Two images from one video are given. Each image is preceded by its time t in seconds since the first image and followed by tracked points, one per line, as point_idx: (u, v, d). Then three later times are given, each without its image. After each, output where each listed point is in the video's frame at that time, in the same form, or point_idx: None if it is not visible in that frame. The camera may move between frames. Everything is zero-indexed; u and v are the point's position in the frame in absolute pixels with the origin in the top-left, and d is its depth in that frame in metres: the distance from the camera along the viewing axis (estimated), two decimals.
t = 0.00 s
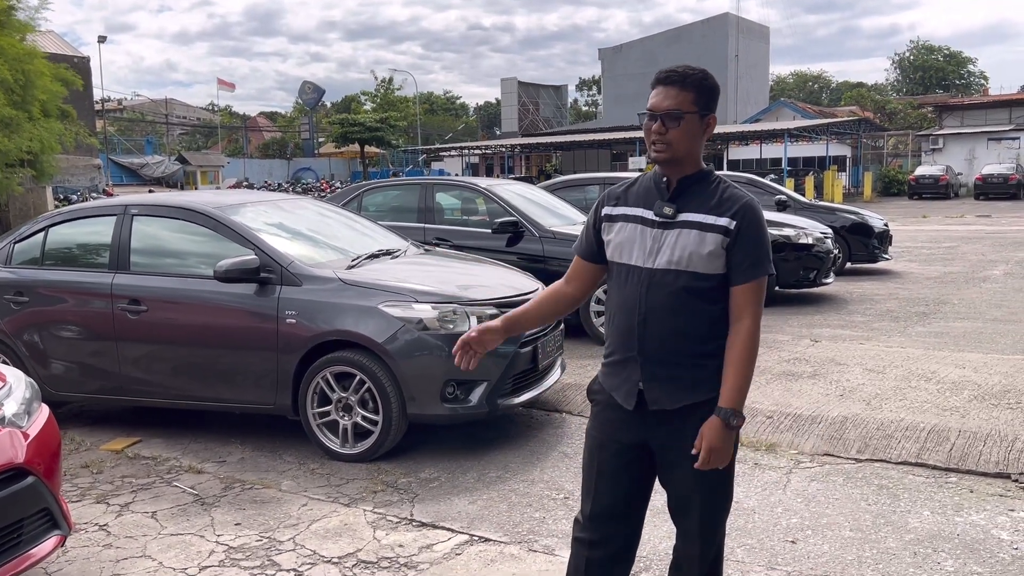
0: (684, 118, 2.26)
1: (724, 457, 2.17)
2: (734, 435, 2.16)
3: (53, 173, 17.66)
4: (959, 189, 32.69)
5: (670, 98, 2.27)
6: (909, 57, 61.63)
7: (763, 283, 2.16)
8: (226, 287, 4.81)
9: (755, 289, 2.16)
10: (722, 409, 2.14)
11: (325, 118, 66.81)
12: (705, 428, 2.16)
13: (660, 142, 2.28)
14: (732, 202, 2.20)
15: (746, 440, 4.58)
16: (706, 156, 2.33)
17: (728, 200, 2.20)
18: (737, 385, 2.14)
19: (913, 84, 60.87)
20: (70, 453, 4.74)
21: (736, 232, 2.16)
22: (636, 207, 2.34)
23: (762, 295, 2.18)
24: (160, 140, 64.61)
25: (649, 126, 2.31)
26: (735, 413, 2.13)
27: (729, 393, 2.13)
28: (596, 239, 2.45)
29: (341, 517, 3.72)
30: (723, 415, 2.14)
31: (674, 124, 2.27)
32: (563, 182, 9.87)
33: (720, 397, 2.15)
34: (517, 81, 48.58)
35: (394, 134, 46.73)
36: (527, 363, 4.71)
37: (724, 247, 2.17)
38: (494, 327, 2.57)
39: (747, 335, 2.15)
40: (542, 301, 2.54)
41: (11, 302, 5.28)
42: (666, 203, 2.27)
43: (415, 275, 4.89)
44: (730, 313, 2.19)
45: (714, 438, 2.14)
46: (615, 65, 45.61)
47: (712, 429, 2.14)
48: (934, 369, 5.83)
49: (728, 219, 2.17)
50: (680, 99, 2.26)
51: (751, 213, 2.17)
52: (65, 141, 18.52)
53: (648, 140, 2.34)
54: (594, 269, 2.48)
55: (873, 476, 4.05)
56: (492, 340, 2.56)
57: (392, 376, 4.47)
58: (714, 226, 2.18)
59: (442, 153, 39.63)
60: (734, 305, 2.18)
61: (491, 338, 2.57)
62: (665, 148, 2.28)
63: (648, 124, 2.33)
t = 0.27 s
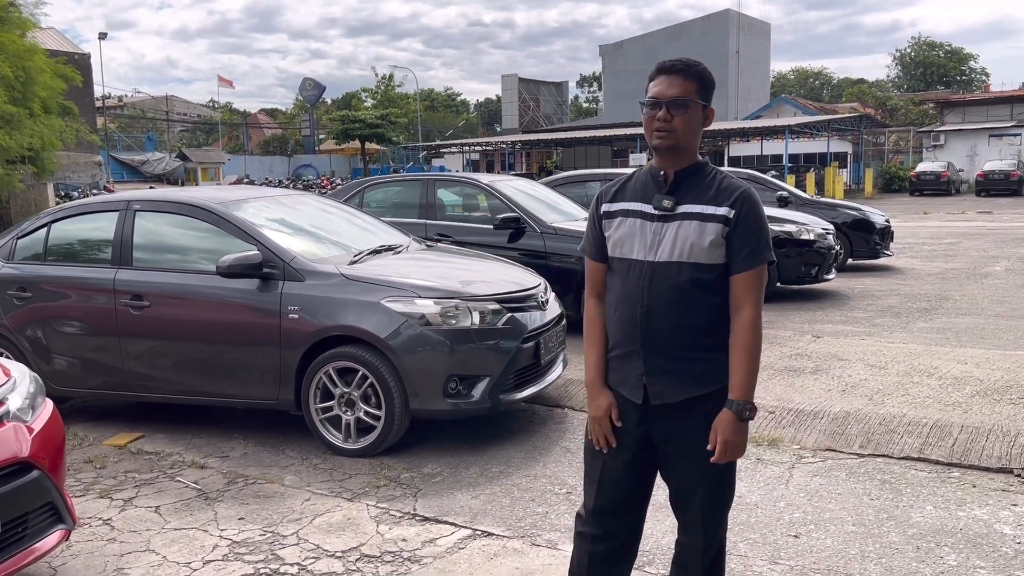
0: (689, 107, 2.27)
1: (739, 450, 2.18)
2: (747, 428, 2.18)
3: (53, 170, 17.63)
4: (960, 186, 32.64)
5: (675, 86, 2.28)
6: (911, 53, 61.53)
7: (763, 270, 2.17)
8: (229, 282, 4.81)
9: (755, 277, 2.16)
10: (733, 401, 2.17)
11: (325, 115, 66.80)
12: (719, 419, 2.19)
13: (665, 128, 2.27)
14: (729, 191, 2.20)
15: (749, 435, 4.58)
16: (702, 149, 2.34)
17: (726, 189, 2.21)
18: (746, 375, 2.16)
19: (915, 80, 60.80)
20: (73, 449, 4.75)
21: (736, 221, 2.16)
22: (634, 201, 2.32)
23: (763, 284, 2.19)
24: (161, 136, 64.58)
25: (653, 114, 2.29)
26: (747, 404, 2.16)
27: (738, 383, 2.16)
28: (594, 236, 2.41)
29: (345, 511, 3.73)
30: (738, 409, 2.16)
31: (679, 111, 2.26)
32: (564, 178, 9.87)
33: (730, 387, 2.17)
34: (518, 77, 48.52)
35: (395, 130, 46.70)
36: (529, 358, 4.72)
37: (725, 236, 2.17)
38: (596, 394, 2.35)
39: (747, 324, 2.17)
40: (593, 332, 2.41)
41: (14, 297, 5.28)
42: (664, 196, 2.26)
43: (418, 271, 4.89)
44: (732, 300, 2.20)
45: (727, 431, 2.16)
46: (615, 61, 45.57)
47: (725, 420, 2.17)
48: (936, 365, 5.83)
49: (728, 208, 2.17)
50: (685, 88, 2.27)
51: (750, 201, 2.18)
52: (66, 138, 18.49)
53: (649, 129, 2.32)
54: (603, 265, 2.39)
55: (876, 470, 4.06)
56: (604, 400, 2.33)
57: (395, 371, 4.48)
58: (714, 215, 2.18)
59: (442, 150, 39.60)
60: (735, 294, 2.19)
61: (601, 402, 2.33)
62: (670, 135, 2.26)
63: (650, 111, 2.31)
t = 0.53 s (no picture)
0: (696, 100, 2.27)
1: (783, 440, 2.28)
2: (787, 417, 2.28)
3: (54, 166, 17.61)
4: (962, 182, 32.57)
5: (685, 78, 2.27)
6: (913, 49, 61.36)
7: (769, 263, 2.18)
8: (232, 277, 4.81)
9: (764, 270, 2.19)
10: (769, 396, 2.25)
11: (326, 111, 66.72)
12: (759, 414, 2.29)
13: (673, 120, 2.26)
14: (733, 184, 2.21)
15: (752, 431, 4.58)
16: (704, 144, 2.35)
17: (730, 183, 2.21)
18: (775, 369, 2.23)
19: (917, 76, 60.64)
20: (76, 443, 4.76)
21: (742, 214, 2.17)
22: (637, 196, 2.30)
23: (772, 276, 2.21)
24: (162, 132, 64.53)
25: (661, 105, 2.28)
26: (784, 396, 2.24)
27: (770, 378, 2.23)
28: (596, 233, 2.38)
29: (348, 505, 3.74)
30: (773, 402, 2.25)
31: (687, 104, 2.27)
32: (566, 174, 9.86)
33: (763, 385, 2.24)
34: (519, 73, 48.44)
35: (396, 126, 46.64)
36: (532, 353, 4.72)
37: (731, 229, 2.18)
38: (559, 384, 2.47)
39: (766, 316, 2.21)
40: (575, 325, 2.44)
41: (18, 292, 5.29)
42: (668, 190, 2.25)
43: (421, 266, 4.89)
44: (745, 293, 2.23)
45: (769, 426, 2.27)
46: (617, 57, 45.48)
47: (766, 415, 2.26)
48: (939, 360, 5.82)
49: (733, 201, 2.17)
50: (694, 82, 2.28)
51: (755, 194, 2.19)
52: (67, 134, 18.46)
53: (655, 121, 2.31)
54: (603, 259, 2.39)
55: (879, 465, 4.06)
56: (561, 393, 2.46)
57: (398, 366, 4.48)
58: (718, 209, 2.18)
59: (444, 145, 39.54)
60: (747, 287, 2.21)
61: (560, 393, 2.46)
62: (678, 127, 2.26)
63: (658, 102, 2.30)
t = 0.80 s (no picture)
0: (707, 94, 2.27)
1: (784, 433, 2.29)
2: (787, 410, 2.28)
3: (55, 161, 17.59)
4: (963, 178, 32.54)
5: (698, 70, 2.27)
6: (915, 45, 61.26)
7: (774, 258, 2.19)
8: (234, 272, 4.81)
9: (769, 265, 2.19)
10: (772, 390, 2.25)
11: (327, 107, 66.64)
12: (761, 407, 2.28)
13: (684, 111, 2.26)
14: (738, 179, 2.21)
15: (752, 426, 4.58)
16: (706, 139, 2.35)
17: (736, 177, 2.21)
18: (777, 363, 2.24)
19: (918, 72, 60.55)
20: (78, 438, 4.76)
21: (748, 209, 2.18)
22: (641, 190, 2.29)
23: (776, 270, 2.22)
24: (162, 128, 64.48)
25: (671, 94, 2.27)
26: (787, 390, 2.25)
27: (772, 372, 2.24)
28: (600, 228, 2.37)
29: (350, 500, 3.74)
30: (778, 396, 2.25)
31: (699, 96, 2.26)
32: (567, 170, 9.85)
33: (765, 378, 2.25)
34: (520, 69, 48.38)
35: (397, 122, 46.59)
36: (533, 349, 4.72)
37: (737, 224, 2.18)
38: (569, 384, 2.44)
39: (768, 310, 2.22)
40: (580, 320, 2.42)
41: (19, 287, 5.29)
42: (673, 184, 2.25)
43: (422, 261, 4.89)
44: (748, 288, 2.23)
45: (772, 418, 2.26)
46: (618, 52, 45.41)
47: (769, 409, 2.26)
48: (940, 356, 5.82)
49: (739, 196, 2.18)
50: (707, 75, 2.28)
51: (760, 189, 2.20)
52: (67, 129, 18.44)
53: (663, 109, 2.29)
54: (605, 254, 2.37)
55: (880, 461, 4.06)
56: (575, 393, 2.43)
57: (399, 361, 4.48)
58: (725, 204, 2.18)
59: (444, 142, 39.51)
60: (752, 282, 2.21)
61: (573, 393, 2.43)
62: (687, 118, 2.26)
63: (668, 91, 2.28)
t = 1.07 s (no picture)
0: (713, 89, 2.27)
1: (773, 430, 2.22)
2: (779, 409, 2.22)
3: (53, 157, 17.54)
4: (962, 175, 32.56)
5: (704, 66, 2.27)
6: (913, 42, 61.23)
7: (777, 253, 2.19)
8: (234, 268, 4.81)
9: (772, 259, 2.19)
10: (764, 384, 2.20)
11: (325, 103, 66.55)
12: (752, 403, 2.22)
13: (691, 105, 2.25)
14: (743, 174, 2.21)
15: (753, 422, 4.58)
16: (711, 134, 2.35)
17: (740, 172, 2.21)
18: (774, 358, 2.20)
19: (916, 69, 60.52)
20: (79, 434, 4.75)
21: (753, 203, 2.18)
22: (646, 185, 2.29)
23: (779, 265, 2.22)
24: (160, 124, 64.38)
25: (678, 90, 2.27)
26: (779, 385, 2.20)
27: (766, 365, 2.20)
28: (604, 223, 2.36)
29: (351, 496, 3.74)
30: (769, 391, 2.20)
31: (705, 91, 2.26)
32: (567, 166, 9.84)
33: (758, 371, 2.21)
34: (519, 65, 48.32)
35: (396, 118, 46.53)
36: (534, 345, 4.72)
37: (742, 218, 2.18)
38: (582, 383, 2.38)
39: (769, 306, 2.20)
40: (588, 317, 2.41)
41: (19, 283, 5.28)
42: (678, 179, 2.24)
43: (423, 257, 4.88)
44: (751, 283, 2.22)
45: (762, 413, 2.20)
46: (617, 49, 45.36)
47: (761, 403, 2.20)
48: (940, 352, 5.83)
49: (744, 190, 2.17)
50: (713, 70, 2.28)
51: (764, 183, 2.19)
52: (66, 125, 18.40)
53: (669, 104, 2.29)
54: (609, 250, 2.37)
55: (881, 456, 4.06)
56: (590, 392, 2.37)
57: (401, 357, 4.48)
58: (730, 198, 2.18)
59: (443, 138, 39.46)
60: (755, 276, 2.20)
61: (587, 392, 2.37)
62: (694, 113, 2.25)
63: (675, 86, 2.28)
